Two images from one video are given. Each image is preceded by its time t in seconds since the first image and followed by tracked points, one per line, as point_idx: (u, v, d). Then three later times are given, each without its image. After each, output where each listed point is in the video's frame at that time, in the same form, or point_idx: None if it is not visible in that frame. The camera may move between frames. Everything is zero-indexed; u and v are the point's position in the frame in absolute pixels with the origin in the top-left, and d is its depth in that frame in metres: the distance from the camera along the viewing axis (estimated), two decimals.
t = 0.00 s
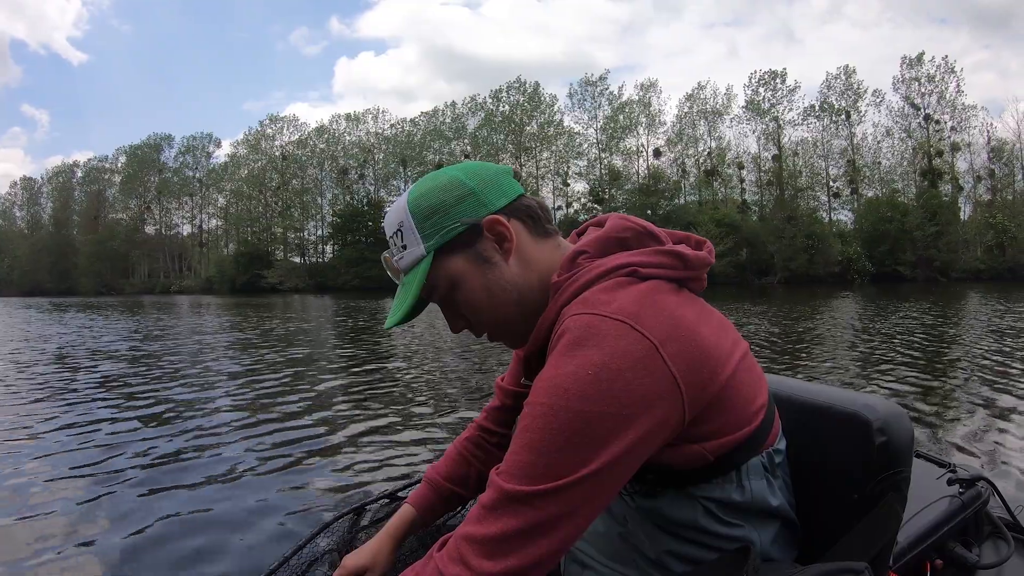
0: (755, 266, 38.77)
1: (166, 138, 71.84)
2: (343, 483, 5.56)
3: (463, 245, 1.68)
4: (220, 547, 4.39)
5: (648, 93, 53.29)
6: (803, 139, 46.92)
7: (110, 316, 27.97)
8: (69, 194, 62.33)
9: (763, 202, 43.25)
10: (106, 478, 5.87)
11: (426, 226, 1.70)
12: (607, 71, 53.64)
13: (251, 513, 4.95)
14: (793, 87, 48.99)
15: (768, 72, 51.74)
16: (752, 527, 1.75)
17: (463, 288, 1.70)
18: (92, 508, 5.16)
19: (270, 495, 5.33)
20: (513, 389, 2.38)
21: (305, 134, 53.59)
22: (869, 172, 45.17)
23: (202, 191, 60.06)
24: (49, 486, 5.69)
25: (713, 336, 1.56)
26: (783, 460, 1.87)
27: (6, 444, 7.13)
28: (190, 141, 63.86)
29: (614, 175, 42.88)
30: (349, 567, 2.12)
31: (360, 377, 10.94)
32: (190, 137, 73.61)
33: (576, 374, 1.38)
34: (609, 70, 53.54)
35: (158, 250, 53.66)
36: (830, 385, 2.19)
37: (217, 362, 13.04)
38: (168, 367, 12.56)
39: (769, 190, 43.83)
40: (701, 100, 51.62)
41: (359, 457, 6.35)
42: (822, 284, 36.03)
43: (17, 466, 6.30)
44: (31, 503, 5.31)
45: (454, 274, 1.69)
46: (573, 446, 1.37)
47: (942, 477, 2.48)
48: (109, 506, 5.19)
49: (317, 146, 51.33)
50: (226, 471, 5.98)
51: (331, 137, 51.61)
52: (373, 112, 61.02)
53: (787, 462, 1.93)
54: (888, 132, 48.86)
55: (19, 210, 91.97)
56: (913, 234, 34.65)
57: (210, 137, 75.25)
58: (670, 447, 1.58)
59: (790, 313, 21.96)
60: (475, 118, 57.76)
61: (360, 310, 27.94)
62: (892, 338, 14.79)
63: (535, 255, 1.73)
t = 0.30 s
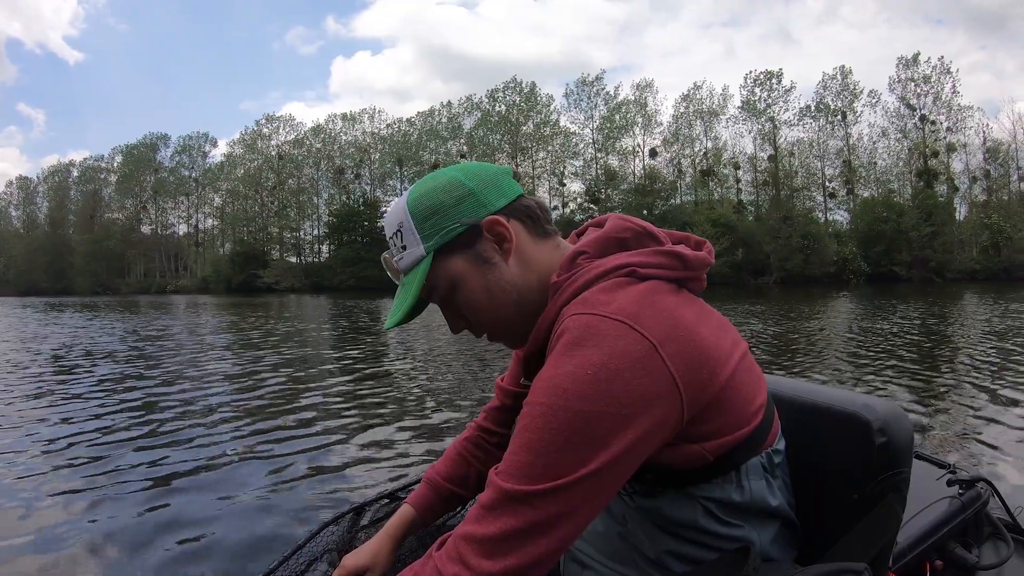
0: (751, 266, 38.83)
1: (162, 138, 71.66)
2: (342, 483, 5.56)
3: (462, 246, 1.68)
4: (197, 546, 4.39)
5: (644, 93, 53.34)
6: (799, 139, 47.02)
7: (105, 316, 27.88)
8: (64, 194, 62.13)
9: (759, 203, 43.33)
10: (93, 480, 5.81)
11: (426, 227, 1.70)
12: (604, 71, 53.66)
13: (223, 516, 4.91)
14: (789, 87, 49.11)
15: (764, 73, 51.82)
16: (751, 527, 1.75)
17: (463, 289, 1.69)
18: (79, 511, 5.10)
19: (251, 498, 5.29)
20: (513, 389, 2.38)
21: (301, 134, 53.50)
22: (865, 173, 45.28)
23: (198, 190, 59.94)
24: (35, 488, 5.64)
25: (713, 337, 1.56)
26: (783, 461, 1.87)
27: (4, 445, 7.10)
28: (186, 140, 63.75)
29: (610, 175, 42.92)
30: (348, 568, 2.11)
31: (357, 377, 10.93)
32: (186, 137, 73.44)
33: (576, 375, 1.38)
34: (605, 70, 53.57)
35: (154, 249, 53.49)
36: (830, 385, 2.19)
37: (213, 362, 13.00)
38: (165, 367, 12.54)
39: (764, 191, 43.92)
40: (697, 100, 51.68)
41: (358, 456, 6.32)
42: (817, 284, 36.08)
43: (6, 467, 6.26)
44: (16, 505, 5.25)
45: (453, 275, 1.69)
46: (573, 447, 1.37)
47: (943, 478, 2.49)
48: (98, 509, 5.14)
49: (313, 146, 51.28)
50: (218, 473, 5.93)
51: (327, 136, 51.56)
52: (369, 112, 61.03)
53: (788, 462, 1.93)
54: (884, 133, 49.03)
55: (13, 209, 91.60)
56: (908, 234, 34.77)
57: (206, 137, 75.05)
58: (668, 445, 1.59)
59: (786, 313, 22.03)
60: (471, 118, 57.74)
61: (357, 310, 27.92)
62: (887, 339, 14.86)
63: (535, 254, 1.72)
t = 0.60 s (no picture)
0: (747, 266, 38.86)
1: (158, 138, 71.55)
2: (340, 485, 5.55)
3: (462, 246, 1.68)
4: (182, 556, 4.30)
5: (640, 93, 53.39)
6: (794, 139, 47.10)
7: (101, 316, 27.81)
8: (60, 194, 61.99)
9: (755, 203, 43.38)
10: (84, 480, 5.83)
11: (426, 226, 1.70)
12: (600, 71, 53.69)
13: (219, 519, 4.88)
14: (785, 87, 49.20)
15: (760, 73, 51.89)
16: (752, 528, 1.75)
17: (462, 288, 1.69)
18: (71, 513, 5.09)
19: (241, 502, 5.25)
20: (513, 389, 2.38)
21: (297, 134, 53.45)
22: (861, 173, 45.38)
23: (194, 191, 59.86)
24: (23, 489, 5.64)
25: (713, 338, 1.56)
26: (783, 461, 1.88)
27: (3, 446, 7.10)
28: (182, 140, 63.68)
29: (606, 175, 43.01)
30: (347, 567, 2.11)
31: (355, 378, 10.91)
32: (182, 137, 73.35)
33: (576, 374, 1.38)
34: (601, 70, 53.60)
35: (150, 249, 53.38)
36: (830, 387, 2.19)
37: (210, 363, 12.99)
38: (162, 367, 12.51)
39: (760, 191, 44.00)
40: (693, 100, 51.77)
41: (355, 458, 6.31)
42: (813, 284, 36.08)
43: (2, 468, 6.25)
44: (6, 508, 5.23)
45: (453, 274, 1.69)
46: (575, 447, 1.37)
47: (942, 479, 2.50)
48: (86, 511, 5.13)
49: (309, 146, 51.24)
50: (212, 475, 5.92)
51: (323, 136, 51.52)
52: (366, 112, 61.07)
53: (787, 462, 1.94)
54: (880, 133, 49.13)
55: (9, 208, 91.45)
56: (904, 234, 34.88)
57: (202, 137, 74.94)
58: (669, 445, 1.59)
59: (782, 313, 22.01)
60: (467, 118, 57.73)
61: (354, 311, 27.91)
62: (883, 339, 14.86)
63: (535, 254, 1.73)
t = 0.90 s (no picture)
0: (743, 266, 38.88)
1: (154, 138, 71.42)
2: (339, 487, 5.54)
3: (463, 243, 1.68)
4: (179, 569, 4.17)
5: (636, 93, 53.46)
6: (790, 139, 47.19)
7: (96, 317, 27.72)
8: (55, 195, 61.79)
9: (751, 203, 43.43)
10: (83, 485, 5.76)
11: (426, 224, 1.69)
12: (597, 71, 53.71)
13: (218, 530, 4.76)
14: (781, 87, 49.30)
15: (756, 73, 51.96)
16: (752, 528, 1.75)
17: (463, 286, 1.69)
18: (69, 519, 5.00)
19: (244, 510, 5.13)
20: (512, 389, 2.37)
21: (293, 134, 53.37)
22: (857, 173, 45.49)
23: (190, 191, 59.75)
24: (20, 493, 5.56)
25: (714, 337, 1.56)
26: (783, 460, 1.88)
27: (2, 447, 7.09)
28: (178, 140, 63.57)
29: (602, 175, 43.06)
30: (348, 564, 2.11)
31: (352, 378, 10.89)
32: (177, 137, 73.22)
33: (577, 375, 1.38)
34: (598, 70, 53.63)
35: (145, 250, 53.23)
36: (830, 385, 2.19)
37: (207, 363, 12.97)
38: (158, 368, 12.48)
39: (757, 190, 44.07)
40: (689, 100, 51.82)
41: (354, 459, 6.31)
42: (808, 284, 36.07)
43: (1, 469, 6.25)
44: (2, 514, 5.14)
45: (454, 272, 1.69)
46: (577, 448, 1.37)
47: (942, 478, 2.50)
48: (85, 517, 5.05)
49: (305, 146, 51.18)
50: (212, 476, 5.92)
51: (319, 136, 51.46)
52: (362, 112, 61.04)
53: (787, 462, 1.94)
54: (875, 133, 49.27)
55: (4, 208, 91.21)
56: (900, 233, 34.99)
57: (197, 137, 74.79)
58: (671, 445, 1.58)
59: (777, 312, 21.97)
60: (463, 118, 57.70)
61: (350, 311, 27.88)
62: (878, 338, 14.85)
63: (536, 252, 1.72)
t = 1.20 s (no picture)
0: (739, 266, 38.89)
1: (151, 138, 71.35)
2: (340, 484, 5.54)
3: (465, 242, 1.68)
4: (183, 572, 4.08)
5: (633, 93, 53.51)
6: (786, 140, 47.28)
7: (93, 317, 27.68)
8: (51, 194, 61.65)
9: (747, 203, 43.47)
10: (78, 486, 5.68)
11: (429, 222, 1.69)
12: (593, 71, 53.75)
13: (220, 530, 4.66)
14: (777, 87, 49.38)
15: (752, 73, 52.03)
16: (753, 528, 1.75)
17: (465, 285, 1.69)
18: (65, 521, 4.91)
19: (249, 507, 5.12)
20: (513, 389, 2.38)
21: (290, 133, 53.34)
22: (853, 173, 45.57)
23: (186, 190, 59.67)
24: (14, 495, 5.48)
25: (715, 337, 1.56)
26: (785, 461, 1.88)
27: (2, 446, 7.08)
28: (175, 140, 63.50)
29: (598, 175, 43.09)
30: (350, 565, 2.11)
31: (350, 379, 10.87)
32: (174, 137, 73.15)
33: (580, 375, 1.38)
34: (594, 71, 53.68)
35: (141, 249, 53.12)
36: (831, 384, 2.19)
37: (204, 363, 12.96)
38: (155, 368, 12.46)
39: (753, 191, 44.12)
40: (686, 100, 51.88)
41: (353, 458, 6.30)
42: (804, 283, 35.93)
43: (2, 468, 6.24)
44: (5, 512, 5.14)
45: (456, 270, 1.69)
46: (580, 447, 1.37)
47: (943, 478, 2.50)
48: (81, 518, 4.97)
49: (301, 145, 51.15)
50: (213, 475, 5.90)
51: (315, 136, 51.42)
52: (358, 112, 60.99)
53: (789, 463, 1.94)
54: (871, 133, 49.36)
55: None
56: (895, 233, 35.03)
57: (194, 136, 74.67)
58: (675, 445, 1.58)
59: (773, 312, 21.96)
60: (460, 118, 57.69)
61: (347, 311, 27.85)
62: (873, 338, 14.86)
63: (539, 251, 1.72)
